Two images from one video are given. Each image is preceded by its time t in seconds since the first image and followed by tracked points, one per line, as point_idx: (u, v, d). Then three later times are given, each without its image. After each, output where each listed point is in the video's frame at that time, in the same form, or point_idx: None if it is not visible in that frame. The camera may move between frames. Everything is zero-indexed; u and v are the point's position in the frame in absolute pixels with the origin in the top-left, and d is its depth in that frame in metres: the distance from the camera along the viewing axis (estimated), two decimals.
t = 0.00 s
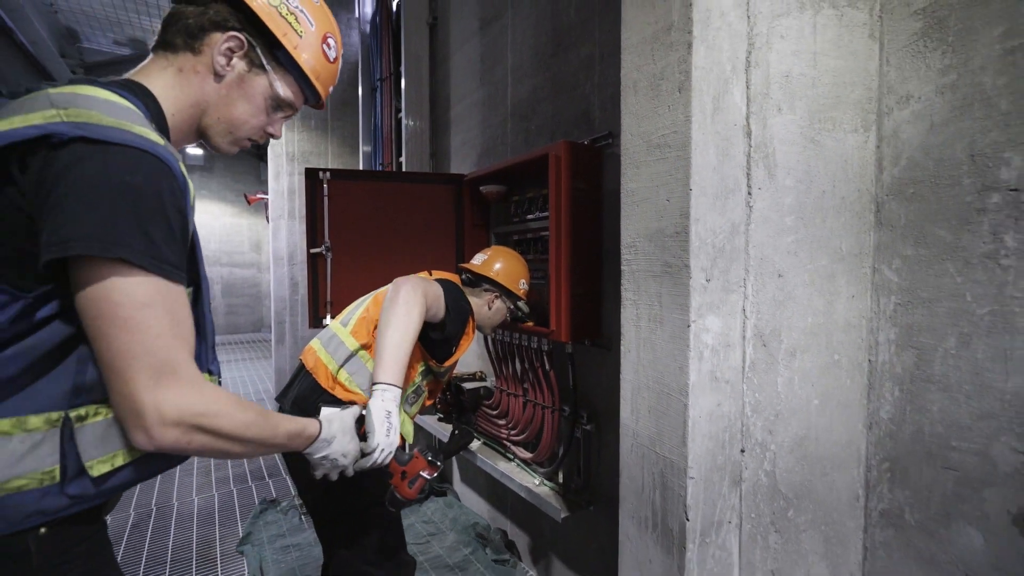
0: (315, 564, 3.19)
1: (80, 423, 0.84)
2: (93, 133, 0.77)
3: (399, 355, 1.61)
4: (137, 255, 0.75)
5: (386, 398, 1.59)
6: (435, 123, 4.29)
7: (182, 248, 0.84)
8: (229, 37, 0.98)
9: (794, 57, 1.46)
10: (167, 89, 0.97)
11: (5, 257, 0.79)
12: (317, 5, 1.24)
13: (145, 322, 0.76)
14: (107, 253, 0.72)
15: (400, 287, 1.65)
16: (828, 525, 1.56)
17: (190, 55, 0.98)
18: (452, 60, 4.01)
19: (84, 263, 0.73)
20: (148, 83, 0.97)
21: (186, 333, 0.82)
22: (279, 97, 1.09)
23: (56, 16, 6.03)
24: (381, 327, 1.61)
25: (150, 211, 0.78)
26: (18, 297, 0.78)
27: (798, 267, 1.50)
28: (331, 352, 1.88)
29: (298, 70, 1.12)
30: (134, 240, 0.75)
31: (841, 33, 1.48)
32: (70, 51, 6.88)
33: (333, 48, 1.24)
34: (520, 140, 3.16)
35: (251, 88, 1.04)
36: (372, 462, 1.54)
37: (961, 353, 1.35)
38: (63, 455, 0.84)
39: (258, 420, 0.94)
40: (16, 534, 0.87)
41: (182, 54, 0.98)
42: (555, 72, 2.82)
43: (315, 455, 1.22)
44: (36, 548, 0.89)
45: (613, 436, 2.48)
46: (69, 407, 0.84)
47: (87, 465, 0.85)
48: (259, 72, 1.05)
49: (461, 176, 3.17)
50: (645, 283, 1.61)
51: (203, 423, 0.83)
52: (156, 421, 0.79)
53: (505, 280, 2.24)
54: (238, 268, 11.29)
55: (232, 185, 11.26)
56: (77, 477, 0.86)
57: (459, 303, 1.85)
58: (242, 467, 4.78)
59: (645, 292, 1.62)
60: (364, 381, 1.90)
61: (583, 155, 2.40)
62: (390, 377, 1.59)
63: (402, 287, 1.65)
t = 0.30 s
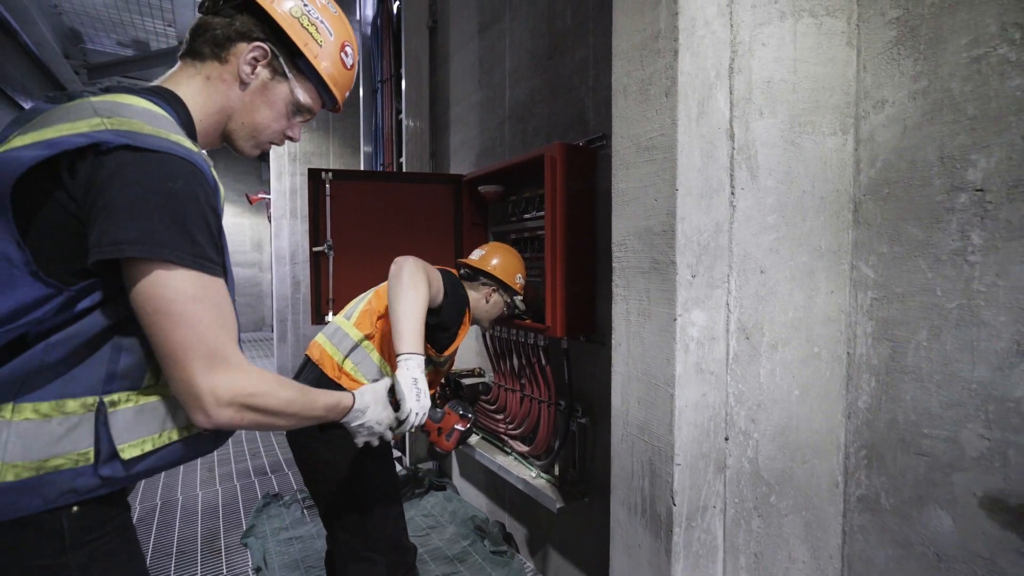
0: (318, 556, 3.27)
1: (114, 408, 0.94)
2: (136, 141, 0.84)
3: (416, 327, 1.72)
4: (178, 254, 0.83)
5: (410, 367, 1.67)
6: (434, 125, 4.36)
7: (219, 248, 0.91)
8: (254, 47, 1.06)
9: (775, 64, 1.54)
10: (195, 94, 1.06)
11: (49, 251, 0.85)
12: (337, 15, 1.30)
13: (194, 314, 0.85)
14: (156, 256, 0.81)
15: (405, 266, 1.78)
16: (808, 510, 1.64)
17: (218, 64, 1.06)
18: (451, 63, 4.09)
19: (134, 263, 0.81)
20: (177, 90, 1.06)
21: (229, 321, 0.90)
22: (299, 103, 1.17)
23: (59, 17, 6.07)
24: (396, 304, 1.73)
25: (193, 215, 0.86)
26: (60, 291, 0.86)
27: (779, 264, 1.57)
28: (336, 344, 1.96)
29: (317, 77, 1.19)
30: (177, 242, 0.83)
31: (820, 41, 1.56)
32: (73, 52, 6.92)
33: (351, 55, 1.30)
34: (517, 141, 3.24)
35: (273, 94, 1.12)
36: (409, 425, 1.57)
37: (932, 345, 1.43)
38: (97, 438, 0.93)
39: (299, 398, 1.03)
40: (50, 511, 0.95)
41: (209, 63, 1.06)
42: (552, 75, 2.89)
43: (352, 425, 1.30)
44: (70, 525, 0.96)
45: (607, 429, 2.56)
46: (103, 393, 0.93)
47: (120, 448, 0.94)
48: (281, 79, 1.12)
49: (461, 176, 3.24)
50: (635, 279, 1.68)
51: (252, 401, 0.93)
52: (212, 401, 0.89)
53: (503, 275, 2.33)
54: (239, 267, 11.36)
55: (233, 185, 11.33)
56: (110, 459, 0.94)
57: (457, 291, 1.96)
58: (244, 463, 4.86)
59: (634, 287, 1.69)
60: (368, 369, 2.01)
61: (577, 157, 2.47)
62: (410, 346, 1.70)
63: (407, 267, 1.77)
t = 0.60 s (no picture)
0: (322, 547, 3.36)
1: (145, 390, 1.03)
2: (175, 145, 0.93)
3: (425, 286, 1.95)
4: (217, 250, 0.91)
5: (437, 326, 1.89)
6: (435, 126, 4.45)
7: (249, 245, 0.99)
8: (269, 52, 1.15)
9: (758, 71, 1.62)
10: (215, 98, 1.14)
11: (94, 249, 0.94)
12: (343, 17, 1.37)
13: (234, 301, 0.94)
14: (201, 251, 0.89)
15: (396, 242, 1.97)
16: (791, 496, 1.72)
17: (235, 70, 1.15)
18: (451, 66, 4.17)
19: (180, 259, 0.90)
20: (197, 94, 1.14)
21: (263, 305, 1.00)
22: (311, 102, 1.25)
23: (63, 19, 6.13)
24: (403, 273, 1.95)
25: (227, 214, 0.94)
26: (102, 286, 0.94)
27: (763, 261, 1.65)
28: (338, 336, 2.04)
29: (328, 78, 1.27)
30: (214, 239, 0.91)
31: (800, 50, 1.64)
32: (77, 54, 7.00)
33: (358, 55, 1.37)
34: (515, 143, 3.32)
35: (288, 95, 1.21)
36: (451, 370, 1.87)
37: (905, 338, 1.50)
38: (129, 418, 1.02)
39: (328, 367, 1.16)
40: (82, 490, 1.03)
41: (227, 69, 1.15)
42: (549, 78, 2.97)
43: (377, 388, 1.45)
44: (100, 503, 1.04)
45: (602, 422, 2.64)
46: (135, 376, 1.02)
47: (150, 428, 1.03)
48: (295, 81, 1.21)
49: (459, 178, 3.32)
50: (626, 277, 1.76)
51: (288, 375, 1.05)
52: (255, 377, 1.00)
53: (499, 266, 2.42)
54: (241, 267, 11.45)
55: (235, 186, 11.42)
56: (141, 439, 1.04)
57: (448, 269, 2.15)
58: (248, 459, 4.94)
59: (626, 285, 1.76)
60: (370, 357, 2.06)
61: (573, 158, 2.55)
62: (429, 308, 1.92)
63: (398, 243, 1.98)
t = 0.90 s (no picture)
0: (325, 541, 3.43)
1: (164, 381, 1.09)
2: (185, 143, 0.99)
3: (431, 280, 2.05)
4: (226, 242, 0.98)
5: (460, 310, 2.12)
6: (436, 128, 4.52)
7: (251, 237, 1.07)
8: (269, 50, 1.21)
9: (746, 77, 1.68)
10: (220, 98, 1.20)
11: (110, 244, 1.00)
12: (330, 4, 1.43)
13: (229, 296, 1.00)
14: (208, 242, 0.96)
15: (388, 248, 2.01)
16: (779, 487, 1.79)
17: (236, 70, 1.20)
18: (451, 68, 4.24)
19: (188, 250, 0.96)
20: (202, 95, 1.19)
21: (257, 302, 1.06)
22: (310, 92, 1.34)
23: (68, 21, 6.20)
24: (406, 276, 2.01)
25: (232, 208, 1.01)
26: (120, 279, 1.01)
27: (751, 259, 1.72)
28: (339, 333, 2.12)
29: (324, 67, 1.35)
30: (221, 231, 0.98)
31: (787, 56, 1.71)
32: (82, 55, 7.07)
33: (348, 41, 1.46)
34: (514, 144, 3.39)
35: (288, 89, 1.27)
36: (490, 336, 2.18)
37: (887, 333, 1.57)
38: (150, 407, 1.09)
39: (313, 366, 1.21)
40: (107, 474, 1.09)
41: (228, 69, 1.20)
42: (547, 81, 3.04)
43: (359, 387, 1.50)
44: (123, 487, 1.11)
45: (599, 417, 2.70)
46: (154, 368, 1.09)
47: (170, 417, 1.09)
48: (294, 74, 1.28)
49: (458, 178, 3.39)
50: (620, 275, 1.82)
51: (276, 371, 1.09)
52: (243, 371, 1.04)
53: (495, 257, 2.49)
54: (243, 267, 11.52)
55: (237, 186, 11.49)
56: (161, 427, 1.11)
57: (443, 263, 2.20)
58: (251, 456, 5.01)
59: (620, 283, 1.83)
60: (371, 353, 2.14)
61: (570, 160, 2.61)
62: (444, 299, 2.06)
63: (391, 249, 2.02)
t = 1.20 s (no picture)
0: (328, 534, 3.49)
1: (166, 372, 1.13)
2: (176, 139, 1.04)
3: (442, 290, 2.12)
4: (215, 234, 1.04)
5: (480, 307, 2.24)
6: (436, 129, 4.59)
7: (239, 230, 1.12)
8: (253, 45, 1.23)
9: (737, 82, 1.75)
10: (210, 95, 1.23)
11: (106, 240, 1.04)
12: None
13: (217, 289, 1.04)
14: (198, 233, 1.01)
15: (395, 284, 1.99)
16: (769, 477, 1.86)
17: (223, 66, 1.23)
18: (452, 70, 4.31)
19: (178, 241, 1.01)
20: (193, 94, 1.22)
21: (244, 296, 1.10)
22: (296, 83, 1.35)
23: (74, 23, 6.27)
24: (421, 301, 2.06)
25: (222, 201, 1.07)
26: (117, 274, 1.05)
27: (742, 257, 1.79)
28: (342, 330, 2.19)
29: (308, 58, 1.36)
30: (210, 223, 1.03)
31: (776, 63, 1.78)
32: (87, 56, 7.14)
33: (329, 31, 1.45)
34: (514, 146, 3.46)
35: (275, 82, 1.30)
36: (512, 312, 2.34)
37: (872, 328, 1.64)
38: (154, 398, 1.13)
39: (297, 362, 1.24)
40: (119, 462, 1.13)
41: (214, 66, 1.23)
42: (545, 84, 3.12)
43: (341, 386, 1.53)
44: (134, 475, 1.14)
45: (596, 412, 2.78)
46: (155, 360, 1.13)
47: (173, 406, 1.13)
48: (279, 66, 1.30)
49: (458, 178, 3.45)
50: (616, 273, 1.89)
51: (261, 364, 1.12)
52: (229, 362, 1.07)
53: (488, 244, 2.56)
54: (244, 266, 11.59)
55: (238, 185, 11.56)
56: (166, 416, 1.14)
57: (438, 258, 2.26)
58: (254, 452, 5.08)
59: (616, 280, 1.89)
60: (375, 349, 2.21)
61: (568, 161, 2.68)
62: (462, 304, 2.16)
63: (397, 283, 2.00)
